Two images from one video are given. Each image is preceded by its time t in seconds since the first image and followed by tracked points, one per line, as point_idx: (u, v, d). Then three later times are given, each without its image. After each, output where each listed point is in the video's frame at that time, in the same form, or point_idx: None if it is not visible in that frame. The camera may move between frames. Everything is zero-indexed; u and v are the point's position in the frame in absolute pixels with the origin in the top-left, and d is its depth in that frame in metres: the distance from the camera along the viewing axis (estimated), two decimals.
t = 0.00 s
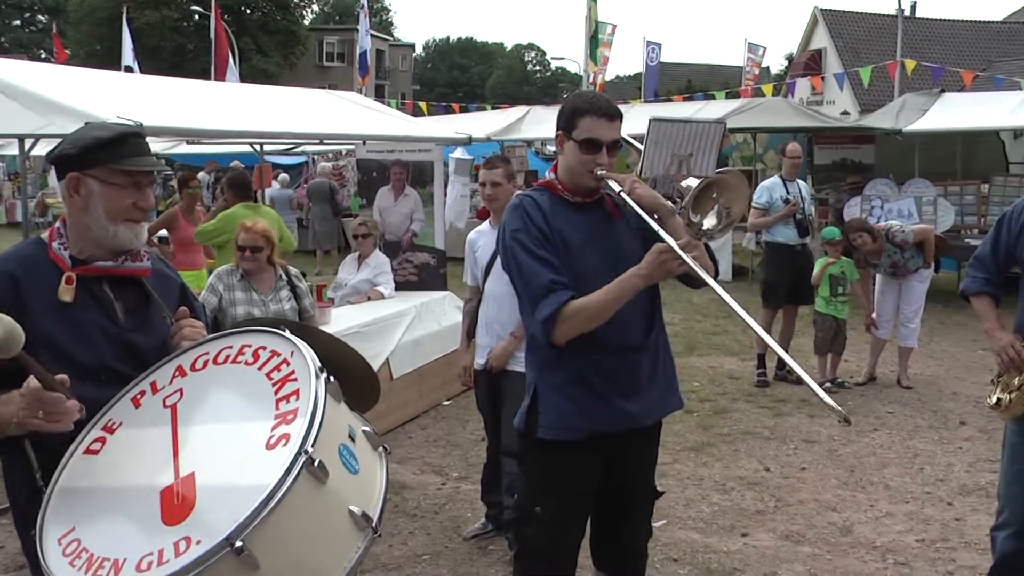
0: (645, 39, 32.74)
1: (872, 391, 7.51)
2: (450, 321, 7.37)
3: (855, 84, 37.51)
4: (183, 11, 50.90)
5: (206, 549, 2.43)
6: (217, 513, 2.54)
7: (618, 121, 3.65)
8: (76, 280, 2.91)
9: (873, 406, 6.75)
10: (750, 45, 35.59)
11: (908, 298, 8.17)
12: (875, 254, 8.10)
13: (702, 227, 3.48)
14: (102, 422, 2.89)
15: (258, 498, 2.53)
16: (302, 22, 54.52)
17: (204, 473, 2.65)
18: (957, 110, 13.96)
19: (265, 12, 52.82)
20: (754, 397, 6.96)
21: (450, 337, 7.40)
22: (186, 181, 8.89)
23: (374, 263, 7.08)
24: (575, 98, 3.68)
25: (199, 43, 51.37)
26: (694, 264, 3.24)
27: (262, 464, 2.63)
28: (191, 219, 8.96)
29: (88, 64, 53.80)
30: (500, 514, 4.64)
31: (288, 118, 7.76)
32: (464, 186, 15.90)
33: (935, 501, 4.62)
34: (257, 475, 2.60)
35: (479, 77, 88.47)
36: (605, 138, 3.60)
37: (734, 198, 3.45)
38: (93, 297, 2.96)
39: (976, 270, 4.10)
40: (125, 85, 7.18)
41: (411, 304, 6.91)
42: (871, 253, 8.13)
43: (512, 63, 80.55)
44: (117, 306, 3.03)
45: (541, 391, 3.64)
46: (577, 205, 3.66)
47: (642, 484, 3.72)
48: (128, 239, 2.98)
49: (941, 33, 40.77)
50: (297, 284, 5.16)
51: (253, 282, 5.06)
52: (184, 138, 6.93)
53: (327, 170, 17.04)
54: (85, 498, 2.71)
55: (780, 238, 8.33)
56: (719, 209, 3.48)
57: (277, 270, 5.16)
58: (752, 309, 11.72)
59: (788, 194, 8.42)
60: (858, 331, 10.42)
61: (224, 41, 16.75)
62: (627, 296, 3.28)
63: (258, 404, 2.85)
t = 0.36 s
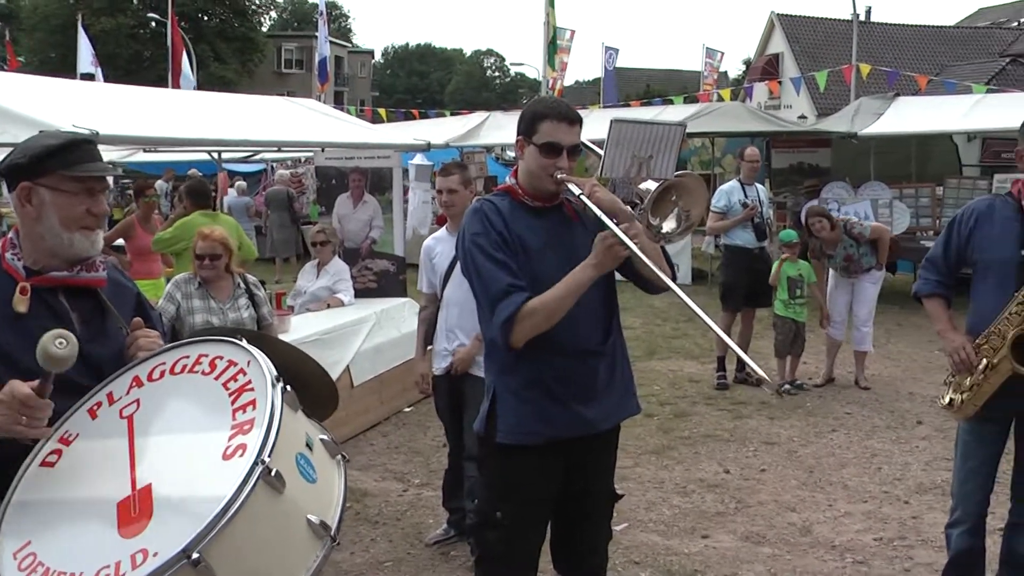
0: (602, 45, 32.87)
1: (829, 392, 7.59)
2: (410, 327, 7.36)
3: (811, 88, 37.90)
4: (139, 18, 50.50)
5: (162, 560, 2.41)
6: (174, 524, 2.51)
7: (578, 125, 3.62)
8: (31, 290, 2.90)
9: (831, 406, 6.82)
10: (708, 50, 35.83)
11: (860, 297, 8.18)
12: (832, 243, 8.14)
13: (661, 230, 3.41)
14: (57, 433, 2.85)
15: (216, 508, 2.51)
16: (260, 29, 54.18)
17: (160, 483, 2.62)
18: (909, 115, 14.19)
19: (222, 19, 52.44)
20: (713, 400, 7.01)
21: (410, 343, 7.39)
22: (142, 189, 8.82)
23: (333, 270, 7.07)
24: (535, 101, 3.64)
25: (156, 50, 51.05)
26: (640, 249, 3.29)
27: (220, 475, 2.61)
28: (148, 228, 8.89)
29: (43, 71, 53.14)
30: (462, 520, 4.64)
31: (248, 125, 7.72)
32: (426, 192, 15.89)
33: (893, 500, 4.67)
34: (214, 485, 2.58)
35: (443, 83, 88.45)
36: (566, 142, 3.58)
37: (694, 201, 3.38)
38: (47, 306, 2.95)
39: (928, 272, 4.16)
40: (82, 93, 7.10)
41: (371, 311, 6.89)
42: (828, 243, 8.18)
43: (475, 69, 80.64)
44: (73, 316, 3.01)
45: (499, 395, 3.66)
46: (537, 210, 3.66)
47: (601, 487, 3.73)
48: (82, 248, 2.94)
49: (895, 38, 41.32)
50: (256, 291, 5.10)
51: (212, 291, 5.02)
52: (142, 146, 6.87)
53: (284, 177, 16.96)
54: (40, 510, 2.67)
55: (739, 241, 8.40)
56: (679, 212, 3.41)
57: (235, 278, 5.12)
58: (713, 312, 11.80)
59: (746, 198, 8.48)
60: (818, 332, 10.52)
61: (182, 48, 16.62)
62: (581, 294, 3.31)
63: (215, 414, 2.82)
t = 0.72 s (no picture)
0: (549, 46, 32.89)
1: (772, 393, 7.68)
2: (355, 329, 7.33)
3: (756, 91, 38.27)
4: (81, 16, 49.95)
5: (106, 562, 2.36)
6: (118, 528, 2.47)
7: (525, 126, 3.51)
8: None
9: (774, 406, 6.90)
10: (655, 52, 36.04)
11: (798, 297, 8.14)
12: (776, 225, 8.09)
13: (606, 228, 3.41)
14: None
15: (160, 511, 2.48)
16: (206, 28, 53.62)
17: (102, 487, 2.59)
18: (850, 117, 14.51)
19: (166, 18, 51.85)
20: (659, 400, 7.06)
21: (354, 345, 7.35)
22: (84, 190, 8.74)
23: (278, 271, 6.98)
24: (482, 103, 3.53)
25: (98, 48, 50.57)
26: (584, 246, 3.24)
27: (167, 477, 2.58)
28: (90, 229, 8.78)
29: None
30: (408, 521, 4.62)
31: (193, 125, 7.64)
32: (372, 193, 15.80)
33: (834, 497, 4.74)
34: (159, 489, 2.56)
35: (397, 84, 88.22)
36: (513, 142, 3.46)
37: (638, 201, 3.41)
38: None
39: (866, 275, 4.21)
40: (22, 91, 6.97)
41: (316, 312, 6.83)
42: (771, 225, 8.15)
43: (429, 70, 80.50)
44: (15, 317, 2.96)
45: (443, 394, 3.64)
46: (483, 209, 3.55)
47: (546, 487, 3.74)
48: (17, 246, 2.91)
49: (839, 43, 41.93)
50: (200, 293, 5.06)
51: (155, 292, 4.96)
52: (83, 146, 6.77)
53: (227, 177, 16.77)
54: None
55: (682, 242, 8.35)
56: (625, 211, 3.42)
57: (178, 279, 5.08)
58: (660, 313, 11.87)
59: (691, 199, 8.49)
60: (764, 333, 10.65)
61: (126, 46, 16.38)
62: (515, 276, 3.23)
63: (163, 418, 2.80)
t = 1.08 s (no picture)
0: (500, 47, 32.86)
1: (723, 391, 7.75)
2: (308, 332, 7.28)
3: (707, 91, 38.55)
4: (26, 18, 49.30)
5: None
6: (81, 541, 2.80)
7: (474, 127, 3.51)
8: None
9: (726, 404, 6.96)
10: (607, 53, 36.19)
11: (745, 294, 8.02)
12: (733, 208, 7.99)
13: (555, 227, 3.40)
14: None
15: (127, 524, 2.81)
16: (154, 31, 52.90)
17: (64, 499, 2.91)
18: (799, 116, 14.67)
19: (114, 19, 51.09)
20: (611, 400, 7.09)
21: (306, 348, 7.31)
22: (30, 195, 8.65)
23: (229, 274, 6.96)
24: (431, 106, 3.54)
25: (44, 50, 49.98)
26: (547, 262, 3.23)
27: (128, 491, 2.93)
28: (36, 234, 8.68)
29: None
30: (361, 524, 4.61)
31: (143, 127, 7.57)
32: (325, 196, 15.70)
33: (785, 494, 4.79)
34: (125, 502, 2.90)
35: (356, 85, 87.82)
36: (461, 144, 3.47)
37: (588, 198, 3.43)
38: None
39: (814, 269, 4.23)
40: None
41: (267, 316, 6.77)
42: (727, 208, 8.04)
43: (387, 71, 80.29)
44: None
45: (395, 396, 3.60)
46: (435, 212, 3.54)
47: (499, 487, 3.72)
48: None
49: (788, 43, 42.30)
50: (150, 298, 5.04)
51: (104, 296, 4.92)
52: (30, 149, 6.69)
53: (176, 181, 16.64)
54: None
55: (633, 243, 8.32)
56: (574, 209, 3.42)
57: (127, 283, 5.03)
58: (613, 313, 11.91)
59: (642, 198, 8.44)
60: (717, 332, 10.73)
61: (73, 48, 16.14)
62: (471, 289, 3.24)
63: (122, 432, 3.14)
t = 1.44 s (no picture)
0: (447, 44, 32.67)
1: (669, 386, 7.80)
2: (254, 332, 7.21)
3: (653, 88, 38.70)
4: None
5: None
6: (18, 546, 2.83)
7: (414, 126, 3.50)
8: None
9: (674, 399, 7.01)
10: (555, 51, 36.20)
11: (690, 290, 8.09)
12: (686, 198, 8.06)
13: (494, 226, 3.41)
14: None
15: (64, 526, 2.84)
16: (94, 25, 50.63)
17: None
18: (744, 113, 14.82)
19: (56, 17, 49.09)
20: (560, 396, 7.11)
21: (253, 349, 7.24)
22: None
23: (175, 274, 6.91)
24: (373, 103, 3.51)
25: None
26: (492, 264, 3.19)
27: (66, 492, 2.95)
28: None
29: None
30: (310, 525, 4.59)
31: (87, 127, 7.47)
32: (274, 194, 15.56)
33: (733, 487, 4.83)
34: (63, 503, 2.92)
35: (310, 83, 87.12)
36: (401, 143, 3.46)
37: (528, 197, 3.44)
38: None
39: (760, 265, 4.19)
40: None
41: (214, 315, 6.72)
42: (681, 198, 8.10)
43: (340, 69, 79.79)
44: None
45: (340, 395, 3.55)
46: (378, 210, 3.51)
47: (445, 484, 3.69)
48: None
49: (735, 40, 42.49)
50: (94, 299, 4.98)
51: (47, 298, 4.85)
52: None
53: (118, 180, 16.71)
54: None
55: (580, 240, 8.10)
56: (514, 208, 3.44)
57: (71, 285, 4.97)
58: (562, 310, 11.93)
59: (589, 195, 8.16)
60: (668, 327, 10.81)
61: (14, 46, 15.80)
62: (422, 299, 3.19)
63: (60, 433, 3.17)
